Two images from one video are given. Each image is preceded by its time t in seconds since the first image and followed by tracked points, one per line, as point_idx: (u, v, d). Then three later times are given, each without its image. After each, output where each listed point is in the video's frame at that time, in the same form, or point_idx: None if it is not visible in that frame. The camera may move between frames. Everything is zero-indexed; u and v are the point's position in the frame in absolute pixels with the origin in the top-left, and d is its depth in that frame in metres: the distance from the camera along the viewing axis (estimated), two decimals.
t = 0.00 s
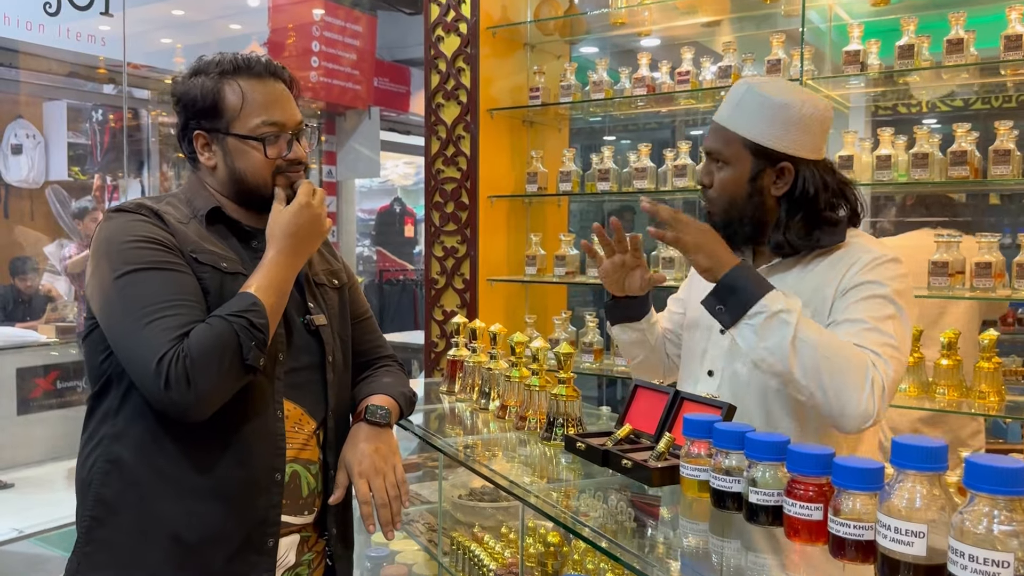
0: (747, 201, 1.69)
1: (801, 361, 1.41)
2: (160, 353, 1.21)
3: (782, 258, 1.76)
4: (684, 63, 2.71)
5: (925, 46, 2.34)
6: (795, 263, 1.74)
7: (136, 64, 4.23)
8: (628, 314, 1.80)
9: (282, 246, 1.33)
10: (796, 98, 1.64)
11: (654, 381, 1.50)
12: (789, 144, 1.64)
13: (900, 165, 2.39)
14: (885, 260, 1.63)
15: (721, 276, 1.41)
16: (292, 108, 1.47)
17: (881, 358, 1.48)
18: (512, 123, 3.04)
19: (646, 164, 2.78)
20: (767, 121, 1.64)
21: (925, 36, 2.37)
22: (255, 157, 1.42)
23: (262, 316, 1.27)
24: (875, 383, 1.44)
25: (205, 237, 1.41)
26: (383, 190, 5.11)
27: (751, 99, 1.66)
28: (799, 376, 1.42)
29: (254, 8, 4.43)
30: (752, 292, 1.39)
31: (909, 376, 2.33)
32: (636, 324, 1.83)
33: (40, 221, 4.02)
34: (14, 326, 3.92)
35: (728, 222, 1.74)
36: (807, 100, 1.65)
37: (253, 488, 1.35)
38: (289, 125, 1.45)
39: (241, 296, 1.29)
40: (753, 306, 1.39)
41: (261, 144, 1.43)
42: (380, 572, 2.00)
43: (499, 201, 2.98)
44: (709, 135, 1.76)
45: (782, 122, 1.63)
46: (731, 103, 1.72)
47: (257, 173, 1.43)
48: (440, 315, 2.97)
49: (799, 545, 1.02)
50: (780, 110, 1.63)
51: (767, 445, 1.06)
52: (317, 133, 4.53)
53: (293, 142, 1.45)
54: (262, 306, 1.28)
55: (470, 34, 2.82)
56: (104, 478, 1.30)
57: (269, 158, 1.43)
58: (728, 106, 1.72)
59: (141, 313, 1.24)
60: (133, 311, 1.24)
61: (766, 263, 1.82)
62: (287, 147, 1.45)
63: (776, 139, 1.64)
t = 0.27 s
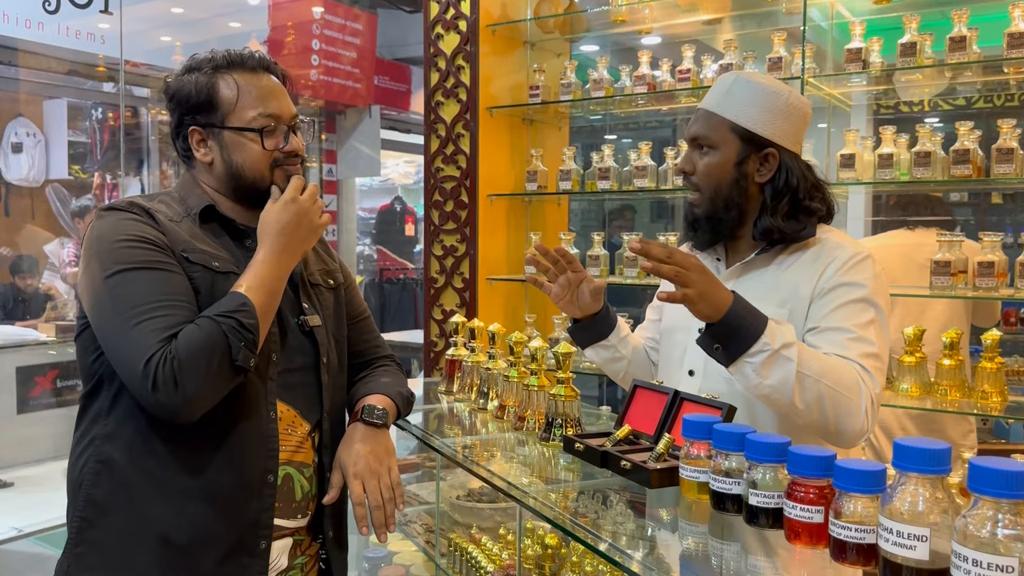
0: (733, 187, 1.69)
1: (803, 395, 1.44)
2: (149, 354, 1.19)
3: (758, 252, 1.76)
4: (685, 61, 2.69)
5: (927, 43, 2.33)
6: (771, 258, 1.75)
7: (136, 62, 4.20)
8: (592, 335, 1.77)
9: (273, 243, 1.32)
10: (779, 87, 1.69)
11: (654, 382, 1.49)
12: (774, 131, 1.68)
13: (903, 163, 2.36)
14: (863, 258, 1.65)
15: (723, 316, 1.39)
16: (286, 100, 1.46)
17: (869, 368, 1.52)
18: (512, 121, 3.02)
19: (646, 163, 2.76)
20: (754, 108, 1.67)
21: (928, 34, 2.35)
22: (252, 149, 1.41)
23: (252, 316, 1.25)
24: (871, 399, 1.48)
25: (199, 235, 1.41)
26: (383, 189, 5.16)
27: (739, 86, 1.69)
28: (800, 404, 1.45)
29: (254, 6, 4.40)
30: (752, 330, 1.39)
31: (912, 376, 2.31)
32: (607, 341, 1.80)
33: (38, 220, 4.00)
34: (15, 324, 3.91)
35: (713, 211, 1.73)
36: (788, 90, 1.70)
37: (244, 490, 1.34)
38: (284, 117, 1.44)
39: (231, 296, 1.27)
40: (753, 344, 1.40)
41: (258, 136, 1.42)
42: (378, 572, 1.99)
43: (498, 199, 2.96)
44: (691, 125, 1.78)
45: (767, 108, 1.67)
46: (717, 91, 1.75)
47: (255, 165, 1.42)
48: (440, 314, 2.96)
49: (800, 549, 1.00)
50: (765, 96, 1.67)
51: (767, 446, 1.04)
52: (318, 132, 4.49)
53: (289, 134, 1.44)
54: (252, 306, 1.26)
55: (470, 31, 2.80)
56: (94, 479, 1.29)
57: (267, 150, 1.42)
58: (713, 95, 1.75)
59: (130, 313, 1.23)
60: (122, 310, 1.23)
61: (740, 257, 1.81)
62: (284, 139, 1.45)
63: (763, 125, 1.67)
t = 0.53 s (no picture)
0: (712, 187, 1.71)
1: (800, 399, 1.47)
2: (147, 350, 1.19)
3: (736, 252, 1.76)
4: (685, 61, 2.69)
5: (929, 43, 2.32)
6: (749, 258, 1.75)
7: (135, 60, 4.20)
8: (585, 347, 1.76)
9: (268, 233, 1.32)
10: (754, 89, 1.73)
11: (654, 382, 1.48)
12: (750, 131, 1.71)
13: (903, 163, 2.36)
14: (842, 256, 1.67)
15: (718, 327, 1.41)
16: (286, 96, 1.46)
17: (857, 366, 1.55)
18: (512, 120, 3.01)
19: (646, 162, 2.75)
20: (730, 109, 1.71)
21: (929, 33, 2.35)
22: (256, 144, 1.42)
23: (249, 309, 1.25)
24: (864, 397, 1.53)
25: (193, 233, 1.40)
26: (383, 189, 5.15)
27: (714, 88, 1.72)
28: (796, 409, 1.48)
29: (253, 6, 4.37)
30: (750, 337, 1.42)
31: (912, 375, 2.30)
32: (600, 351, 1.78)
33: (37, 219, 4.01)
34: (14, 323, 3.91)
35: (691, 211, 1.75)
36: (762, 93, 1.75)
37: (243, 487, 1.33)
38: (285, 112, 1.45)
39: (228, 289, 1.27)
40: (750, 353, 1.42)
41: (261, 130, 1.42)
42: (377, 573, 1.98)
43: (498, 199, 2.96)
44: (667, 127, 1.80)
45: (743, 109, 1.71)
46: (691, 94, 1.78)
47: (257, 160, 1.42)
48: (439, 313, 2.95)
49: (802, 551, 1.00)
50: (742, 97, 1.70)
51: (768, 447, 1.04)
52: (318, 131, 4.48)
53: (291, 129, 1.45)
54: (250, 297, 1.26)
55: (470, 30, 2.80)
56: (92, 479, 1.29)
57: (269, 145, 1.43)
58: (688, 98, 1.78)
59: (127, 309, 1.22)
60: (119, 307, 1.22)
61: (719, 258, 1.82)
62: (285, 134, 1.45)
63: (740, 124, 1.71)
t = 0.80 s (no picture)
0: (713, 179, 1.79)
1: (798, 390, 1.51)
2: (157, 354, 1.18)
3: (731, 251, 1.83)
4: (690, 61, 2.69)
5: (934, 44, 2.32)
6: (744, 257, 1.82)
7: (136, 58, 4.21)
8: (587, 350, 1.77)
9: (277, 234, 1.32)
10: (754, 93, 1.84)
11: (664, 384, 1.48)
12: (751, 130, 1.81)
13: (909, 165, 2.36)
14: (835, 254, 1.74)
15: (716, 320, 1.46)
16: (295, 95, 1.46)
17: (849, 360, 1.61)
18: (516, 120, 3.01)
19: (650, 162, 2.74)
20: (733, 108, 1.81)
21: (935, 35, 2.35)
22: (267, 142, 1.41)
23: (259, 312, 1.24)
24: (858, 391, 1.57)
25: (202, 234, 1.40)
26: (383, 189, 5.15)
27: (719, 88, 1.82)
28: (794, 401, 1.52)
29: (255, 5, 4.35)
30: (750, 331, 1.46)
31: (919, 377, 2.33)
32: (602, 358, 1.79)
33: (39, 218, 4.01)
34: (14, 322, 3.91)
35: (690, 204, 1.81)
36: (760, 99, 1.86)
37: (251, 490, 1.33)
38: (293, 111, 1.45)
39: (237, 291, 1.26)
40: (749, 345, 1.46)
41: (272, 128, 1.42)
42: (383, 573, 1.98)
43: (502, 199, 2.95)
44: (668, 123, 1.87)
45: (745, 109, 1.81)
46: (694, 93, 1.86)
47: (268, 159, 1.42)
48: (443, 313, 2.95)
49: (816, 554, 1.00)
50: (744, 97, 1.81)
51: (782, 450, 1.04)
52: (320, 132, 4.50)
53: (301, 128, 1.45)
54: (259, 300, 1.25)
55: (475, 30, 2.80)
56: (100, 482, 1.29)
57: (280, 143, 1.43)
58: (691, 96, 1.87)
59: (136, 313, 1.22)
60: (128, 310, 1.22)
61: (712, 257, 1.89)
62: (295, 133, 1.45)
63: (742, 123, 1.80)
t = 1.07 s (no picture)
0: (724, 170, 1.84)
1: (778, 373, 1.55)
2: (175, 357, 1.18)
3: (729, 249, 1.88)
4: (696, 63, 2.70)
5: (940, 47, 2.31)
6: (741, 256, 1.87)
7: (136, 58, 4.21)
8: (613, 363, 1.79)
9: (291, 234, 1.31)
10: (753, 97, 1.93)
11: (676, 386, 1.48)
12: (755, 128, 1.88)
13: (914, 167, 2.37)
14: (831, 250, 1.79)
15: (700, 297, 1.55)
16: (306, 96, 1.46)
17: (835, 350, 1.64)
18: (520, 122, 3.01)
19: (655, 163, 2.74)
20: (738, 107, 1.88)
21: (940, 38, 2.35)
22: (279, 143, 1.41)
23: (274, 313, 1.24)
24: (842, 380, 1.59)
25: (214, 236, 1.39)
26: (380, 188, 5.21)
27: (723, 91, 1.90)
28: (775, 383, 1.57)
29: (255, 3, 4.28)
30: (730, 310, 1.54)
31: (922, 378, 2.32)
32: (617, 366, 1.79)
33: (36, 216, 4.09)
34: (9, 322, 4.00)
35: (701, 194, 1.83)
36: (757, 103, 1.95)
37: (267, 493, 1.33)
38: (305, 111, 1.44)
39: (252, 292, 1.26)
40: (729, 325, 1.54)
41: (284, 129, 1.41)
42: None
43: (507, 201, 2.95)
44: (673, 123, 1.92)
45: (748, 108, 1.89)
46: (697, 95, 1.92)
47: (281, 159, 1.42)
48: (447, 314, 2.95)
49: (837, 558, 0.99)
50: (746, 98, 1.90)
51: (802, 453, 1.04)
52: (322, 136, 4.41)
53: (312, 129, 1.44)
54: (274, 302, 1.25)
55: (479, 31, 2.80)
56: (113, 485, 1.28)
57: (292, 144, 1.42)
58: (693, 97, 1.93)
59: (153, 316, 1.21)
60: (144, 313, 1.21)
61: (712, 256, 1.93)
62: (307, 134, 1.44)
63: (747, 120, 1.87)
